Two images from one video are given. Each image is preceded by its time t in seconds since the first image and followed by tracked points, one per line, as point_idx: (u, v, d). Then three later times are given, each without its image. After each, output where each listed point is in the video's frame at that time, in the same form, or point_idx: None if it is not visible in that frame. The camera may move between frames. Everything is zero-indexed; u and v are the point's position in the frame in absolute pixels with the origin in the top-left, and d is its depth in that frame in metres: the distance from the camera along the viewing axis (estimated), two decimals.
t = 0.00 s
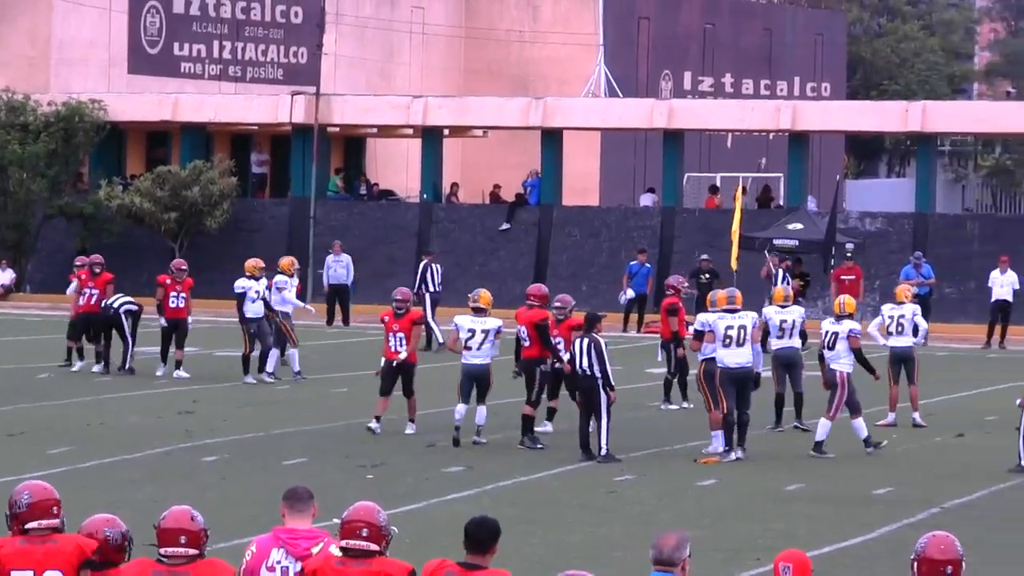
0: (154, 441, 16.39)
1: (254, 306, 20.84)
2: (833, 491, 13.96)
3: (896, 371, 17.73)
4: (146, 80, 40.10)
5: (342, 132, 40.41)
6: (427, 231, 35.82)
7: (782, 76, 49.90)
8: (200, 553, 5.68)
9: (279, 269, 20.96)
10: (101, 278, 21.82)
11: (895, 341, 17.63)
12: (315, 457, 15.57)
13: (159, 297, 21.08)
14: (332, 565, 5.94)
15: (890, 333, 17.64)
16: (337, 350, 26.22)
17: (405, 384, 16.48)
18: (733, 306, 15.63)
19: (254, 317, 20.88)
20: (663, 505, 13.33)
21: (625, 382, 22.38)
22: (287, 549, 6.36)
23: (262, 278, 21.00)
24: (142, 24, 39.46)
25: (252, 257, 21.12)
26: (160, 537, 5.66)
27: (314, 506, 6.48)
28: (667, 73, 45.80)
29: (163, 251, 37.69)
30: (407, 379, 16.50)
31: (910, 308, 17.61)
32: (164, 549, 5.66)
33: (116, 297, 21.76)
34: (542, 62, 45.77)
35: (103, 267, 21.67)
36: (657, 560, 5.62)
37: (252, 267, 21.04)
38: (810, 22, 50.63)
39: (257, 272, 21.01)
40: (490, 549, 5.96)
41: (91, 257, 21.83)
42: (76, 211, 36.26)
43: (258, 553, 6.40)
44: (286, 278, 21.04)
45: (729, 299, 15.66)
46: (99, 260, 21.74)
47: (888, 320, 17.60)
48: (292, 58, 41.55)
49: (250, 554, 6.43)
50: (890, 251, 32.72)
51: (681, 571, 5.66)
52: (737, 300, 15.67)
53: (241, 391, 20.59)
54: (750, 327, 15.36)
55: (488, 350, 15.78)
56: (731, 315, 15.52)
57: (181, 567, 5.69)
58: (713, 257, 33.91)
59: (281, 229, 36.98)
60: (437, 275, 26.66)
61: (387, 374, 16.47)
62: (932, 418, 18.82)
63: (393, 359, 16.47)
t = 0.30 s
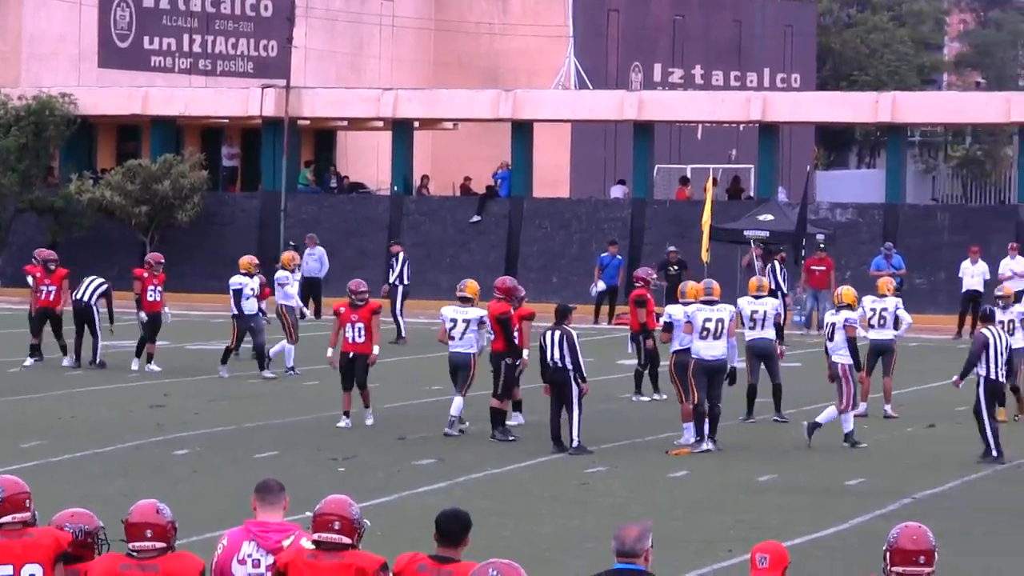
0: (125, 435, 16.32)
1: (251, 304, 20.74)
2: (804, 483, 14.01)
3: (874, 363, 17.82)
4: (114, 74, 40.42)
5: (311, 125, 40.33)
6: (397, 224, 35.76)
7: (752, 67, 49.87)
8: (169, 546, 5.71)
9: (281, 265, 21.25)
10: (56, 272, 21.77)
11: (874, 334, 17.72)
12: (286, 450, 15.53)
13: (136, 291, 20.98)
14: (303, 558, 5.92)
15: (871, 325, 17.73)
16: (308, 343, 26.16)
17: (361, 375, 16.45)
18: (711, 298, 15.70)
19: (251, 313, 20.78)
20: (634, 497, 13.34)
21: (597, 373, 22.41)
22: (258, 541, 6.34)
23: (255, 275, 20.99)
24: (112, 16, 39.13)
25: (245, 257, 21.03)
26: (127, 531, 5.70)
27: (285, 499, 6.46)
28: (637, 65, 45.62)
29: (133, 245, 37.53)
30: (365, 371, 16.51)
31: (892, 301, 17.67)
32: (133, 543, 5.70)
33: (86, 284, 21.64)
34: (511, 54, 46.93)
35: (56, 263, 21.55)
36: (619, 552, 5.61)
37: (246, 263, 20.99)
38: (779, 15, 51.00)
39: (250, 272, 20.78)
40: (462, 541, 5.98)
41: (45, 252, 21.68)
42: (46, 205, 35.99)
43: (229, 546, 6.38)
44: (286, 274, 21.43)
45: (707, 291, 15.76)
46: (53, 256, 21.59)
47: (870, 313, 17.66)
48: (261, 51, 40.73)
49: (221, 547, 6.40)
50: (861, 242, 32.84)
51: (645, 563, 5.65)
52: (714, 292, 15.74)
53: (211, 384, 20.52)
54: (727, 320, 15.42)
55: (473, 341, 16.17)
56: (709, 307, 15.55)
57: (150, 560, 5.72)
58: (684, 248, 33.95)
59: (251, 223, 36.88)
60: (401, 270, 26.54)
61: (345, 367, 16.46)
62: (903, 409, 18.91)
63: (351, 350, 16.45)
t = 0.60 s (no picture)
0: (97, 431, 16.24)
1: (242, 298, 21.02)
2: (777, 478, 14.05)
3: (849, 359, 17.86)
4: (87, 71, 39.59)
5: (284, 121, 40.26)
6: (370, 220, 35.69)
7: (725, 63, 48.57)
8: (139, 542, 5.69)
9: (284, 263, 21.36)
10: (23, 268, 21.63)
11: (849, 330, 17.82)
12: (259, 446, 15.48)
13: (115, 286, 21.01)
14: (276, 555, 5.90)
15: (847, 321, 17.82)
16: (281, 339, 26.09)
17: (327, 373, 16.31)
18: (685, 294, 15.69)
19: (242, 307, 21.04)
20: (607, 493, 13.35)
21: (569, 369, 22.43)
22: (231, 537, 6.30)
23: (250, 270, 21.42)
24: (84, 13, 39.05)
25: (240, 249, 21.45)
26: (99, 527, 5.66)
27: (258, 495, 6.44)
28: (609, 61, 45.73)
29: (104, 241, 37.36)
30: (332, 371, 16.38)
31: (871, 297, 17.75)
32: (103, 538, 5.67)
33: (55, 274, 21.48)
34: (483, 50, 46.74)
35: (23, 257, 21.48)
36: (592, 547, 5.60)
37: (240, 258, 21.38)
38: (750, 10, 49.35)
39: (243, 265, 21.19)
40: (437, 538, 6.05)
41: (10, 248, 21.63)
42: (19, 202, 35.87)
43: (202, 542, 6.32)
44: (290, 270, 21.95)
45: (679, 286, 15.79)
46: (18, 251, 21.51)
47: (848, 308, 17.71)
48: (234, 47, 41.27)
49: (194, 543, 6.35)
50: (833, 237, 32.94)
51: (618, 558, 5.64)
52: (687, 288, 15.74)
53: (184, 380, 20.43)
54: (701, 315, 15.46)
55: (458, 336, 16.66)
56: (682, 302, 15.58)
57: (121, 556, 5.71)
58: (656, 244, 33.97)
59: (224, 218, 36.77)
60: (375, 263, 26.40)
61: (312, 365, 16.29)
62: (876, 404, 18.98)
63: (319, 348, 16.33)
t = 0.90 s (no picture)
0: (75, 429, 16.19)
1: (240, 299, 20.64)
2: (755, 475, 14.08)
3: (825, 355, 17.93)
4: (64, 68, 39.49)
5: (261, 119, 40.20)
6: (347, 217, 35.64)
7: (702, 60, 48.42)
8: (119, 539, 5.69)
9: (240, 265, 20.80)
10: None
11: (826, 327, 17.84)
12: (236, 444, 15.44)
13: (98, 285, 20.89)
14: (254, 554, 5.90)
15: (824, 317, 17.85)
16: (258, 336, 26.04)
17: (306, 369, 16.39)
18: (659, 291, 15.69)
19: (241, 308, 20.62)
20: (584, 490, 13.35)
21: (547, 367, 22.44)
22: (209, 535, 6.28)
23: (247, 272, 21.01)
24: (61, 10, 38.92)
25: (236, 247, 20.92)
26: (80, 524, 5.65)
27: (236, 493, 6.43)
28: (586, 58, 45.66)
29: (80, 238, 37.23)
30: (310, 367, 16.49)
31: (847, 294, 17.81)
32: (87, 535, 5.67)
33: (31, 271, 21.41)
34: (462, 48, 46.79)
35: None
36: (572, 545, 5.59)
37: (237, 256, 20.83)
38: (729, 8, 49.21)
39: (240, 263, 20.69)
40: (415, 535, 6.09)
41: None
42: None
43: (180, 540, 6.29)
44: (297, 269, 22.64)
45: (651, 283, 15.75)
46: None
47: (826, 304, 17.77)
48: (211, 45, 40.28)
49: (171, 541, 6.31)
50: (810, 235, 33.00)
51: (598, 557, 5.63)
52: (659, 285, 15.72)
53: (161, 378, 20.36)
54: (675, 312, 15.50)
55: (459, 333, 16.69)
56: (655, 299, 15.61)
57: (99, 554, 5.72)
58: (633, 242, 33.98)
59: (201, 216, 36.69)
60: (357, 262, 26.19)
61: (290, 364, 16.27)
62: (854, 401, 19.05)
63: (301, 344, 16.33)
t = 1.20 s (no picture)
0: (54, 423, 16.16)
1: (238, 292, 20.58)
2: (734, 470, 14.13)
3: (804, 350, 17.94)
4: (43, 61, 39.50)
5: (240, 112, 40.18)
6: (326, 211, 35.62)
7: (681, 54, 48.63)
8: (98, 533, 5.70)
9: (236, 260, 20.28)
10: None
11: (807, 321, 17.87)
12: (216, 438, 15.43)
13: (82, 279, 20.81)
14: (231, 546, 5.91)
15: (803, 311, 17.88)
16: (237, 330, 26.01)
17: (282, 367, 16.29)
18: (642, 287, 15.67)
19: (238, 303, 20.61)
20: (563, 484, 13.37)
21: (527, 360, 22.48)
22: (196, 528, 6.28)
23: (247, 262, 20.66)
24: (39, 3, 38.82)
25: (235, 241, 20.37)
26: (57, 517, 5.63)
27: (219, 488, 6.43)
28: (566, 52, 45.66)
29: (58, 231, 37.11)
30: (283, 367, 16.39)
31: (827, 289, 17.82)
32: (62, 529, 5.66)
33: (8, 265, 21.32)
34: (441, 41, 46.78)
35: None
36: (553, 539, 5.60)
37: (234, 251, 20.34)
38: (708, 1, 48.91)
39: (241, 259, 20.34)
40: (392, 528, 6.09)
41: None
42: None
43: (164, 534, 6.28)
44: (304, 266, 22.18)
45: (636, 280, 15.74)
46: None
47: (806, 299, 17.80)
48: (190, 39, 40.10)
49: (156, 536, 6.29)
50: (790, 229, 33.09)
51: (578, 550, 5.64)
52: (643, 282, 15.70)
53: (140, 372, 20.32)
54: (655, 308, 15.49)
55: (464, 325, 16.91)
56: (636, 294, 15.60)
57: (78, 547, 5.70)
58: (612, 236, 34.00)
59: (180, 210, 36.62)
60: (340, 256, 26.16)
61: (263, 355, 16.14)
62: (833, 395, 19.11)
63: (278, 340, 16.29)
